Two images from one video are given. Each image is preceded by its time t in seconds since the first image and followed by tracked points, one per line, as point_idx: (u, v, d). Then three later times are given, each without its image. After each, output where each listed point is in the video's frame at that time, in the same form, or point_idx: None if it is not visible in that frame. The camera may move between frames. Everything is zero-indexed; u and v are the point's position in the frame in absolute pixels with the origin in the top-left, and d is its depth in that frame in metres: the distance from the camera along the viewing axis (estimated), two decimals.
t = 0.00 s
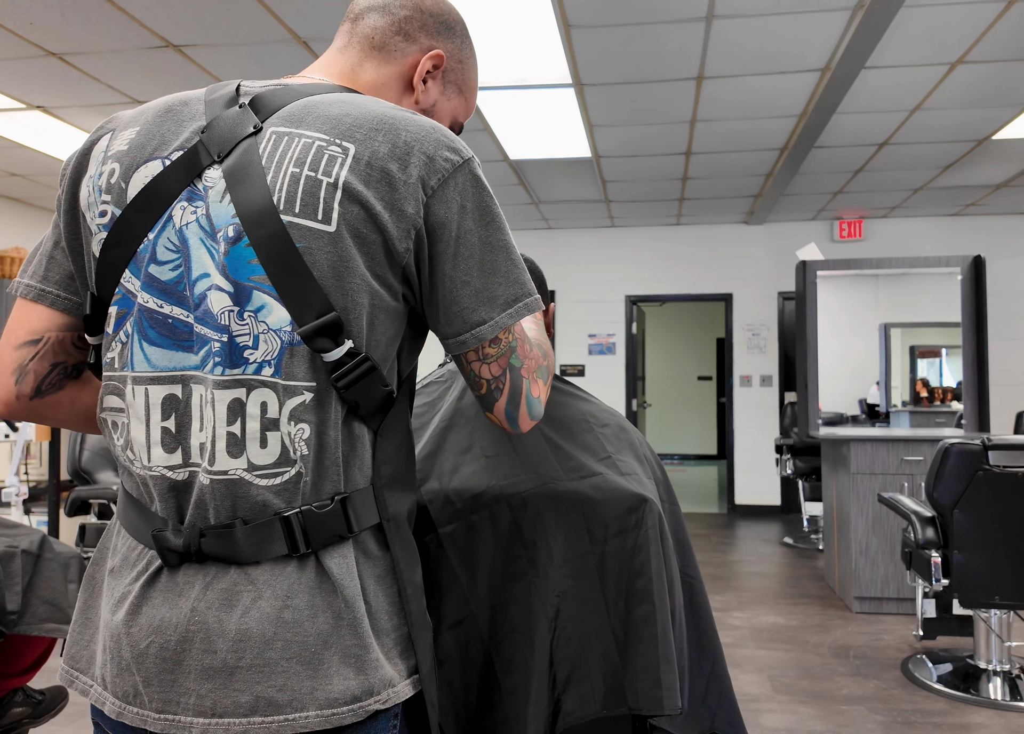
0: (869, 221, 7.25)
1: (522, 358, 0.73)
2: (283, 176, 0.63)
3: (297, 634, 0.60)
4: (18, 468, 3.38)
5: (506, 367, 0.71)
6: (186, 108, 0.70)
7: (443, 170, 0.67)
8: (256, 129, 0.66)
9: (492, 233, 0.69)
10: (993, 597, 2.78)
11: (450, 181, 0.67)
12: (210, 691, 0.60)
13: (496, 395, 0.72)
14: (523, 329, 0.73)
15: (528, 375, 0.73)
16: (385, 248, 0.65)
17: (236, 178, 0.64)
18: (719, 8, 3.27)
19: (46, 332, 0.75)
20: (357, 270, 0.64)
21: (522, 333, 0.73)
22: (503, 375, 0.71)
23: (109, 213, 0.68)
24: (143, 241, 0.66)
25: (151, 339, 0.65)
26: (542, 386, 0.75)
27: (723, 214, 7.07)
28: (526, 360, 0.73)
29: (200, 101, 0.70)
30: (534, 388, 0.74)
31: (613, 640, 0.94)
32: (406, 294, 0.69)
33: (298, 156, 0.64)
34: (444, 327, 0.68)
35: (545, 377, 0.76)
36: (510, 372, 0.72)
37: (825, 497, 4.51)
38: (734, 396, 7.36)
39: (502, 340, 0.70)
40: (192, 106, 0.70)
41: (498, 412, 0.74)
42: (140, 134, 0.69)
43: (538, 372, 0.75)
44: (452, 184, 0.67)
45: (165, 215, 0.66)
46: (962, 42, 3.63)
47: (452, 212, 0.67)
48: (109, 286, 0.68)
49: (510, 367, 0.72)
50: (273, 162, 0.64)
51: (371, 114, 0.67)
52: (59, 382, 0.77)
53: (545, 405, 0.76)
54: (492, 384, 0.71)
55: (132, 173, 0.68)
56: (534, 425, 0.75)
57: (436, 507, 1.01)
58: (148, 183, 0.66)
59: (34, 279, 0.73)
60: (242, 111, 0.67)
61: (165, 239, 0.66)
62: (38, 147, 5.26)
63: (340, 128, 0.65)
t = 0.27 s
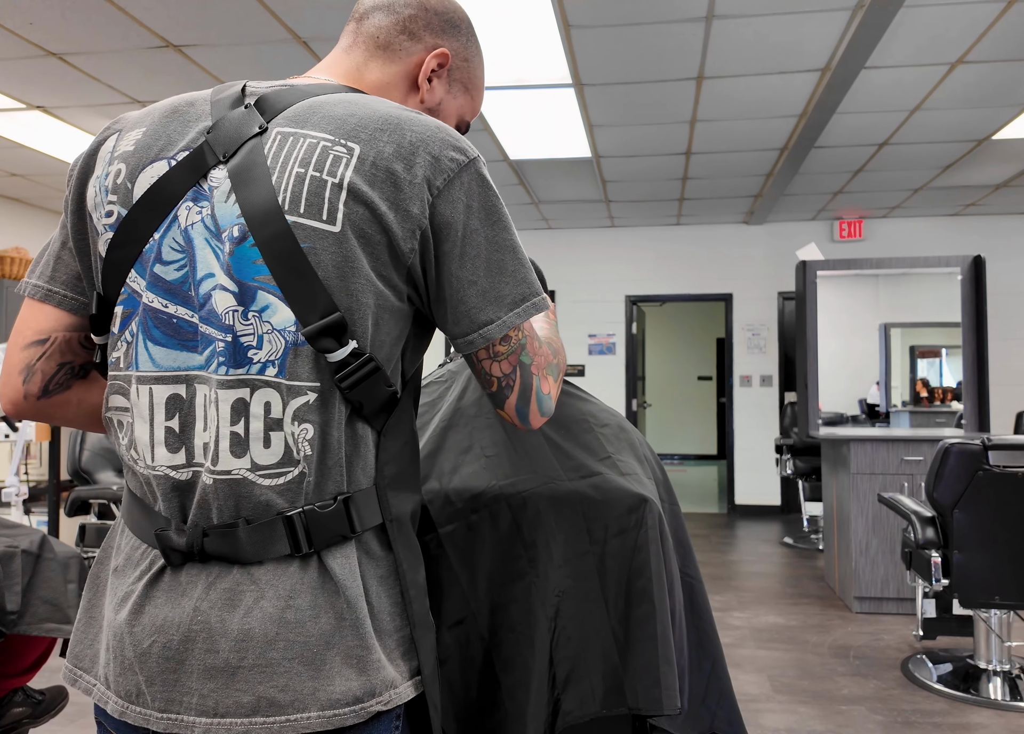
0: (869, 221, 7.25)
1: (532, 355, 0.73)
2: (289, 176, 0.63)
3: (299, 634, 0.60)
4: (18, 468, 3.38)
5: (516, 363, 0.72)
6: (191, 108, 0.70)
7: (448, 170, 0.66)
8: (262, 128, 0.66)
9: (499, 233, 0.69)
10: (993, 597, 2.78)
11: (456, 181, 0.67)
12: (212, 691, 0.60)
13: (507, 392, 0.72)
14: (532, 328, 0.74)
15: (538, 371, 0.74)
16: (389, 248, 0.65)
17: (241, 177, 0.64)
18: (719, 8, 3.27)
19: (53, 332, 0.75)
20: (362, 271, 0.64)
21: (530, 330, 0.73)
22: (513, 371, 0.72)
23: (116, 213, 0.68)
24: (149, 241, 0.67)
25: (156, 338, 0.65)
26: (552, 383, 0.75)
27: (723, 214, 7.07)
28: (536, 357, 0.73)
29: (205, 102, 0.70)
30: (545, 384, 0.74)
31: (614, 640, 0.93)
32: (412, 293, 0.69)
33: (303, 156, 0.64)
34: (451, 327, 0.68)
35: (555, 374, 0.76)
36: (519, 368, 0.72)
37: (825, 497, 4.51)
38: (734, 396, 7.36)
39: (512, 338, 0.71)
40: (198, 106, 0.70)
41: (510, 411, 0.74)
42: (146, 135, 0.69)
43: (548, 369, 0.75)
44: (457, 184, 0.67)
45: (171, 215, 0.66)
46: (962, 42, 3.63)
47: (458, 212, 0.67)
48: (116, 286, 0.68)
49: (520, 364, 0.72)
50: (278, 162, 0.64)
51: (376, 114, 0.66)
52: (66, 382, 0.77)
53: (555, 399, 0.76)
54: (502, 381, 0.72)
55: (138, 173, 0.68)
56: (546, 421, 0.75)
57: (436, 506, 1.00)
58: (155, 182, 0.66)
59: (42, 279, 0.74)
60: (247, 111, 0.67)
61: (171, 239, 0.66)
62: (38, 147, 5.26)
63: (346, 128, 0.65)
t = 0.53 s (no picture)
0: (869, 221, 7.25)
1: (541, 358, 0.73)
2: (299, 177, 0.63)
3: (306, 635, 0.60)
4: (18, 468, 3.38)
5: (526, 366, 0.72)
6: (201, 109, 0.70)
7: (459, 173, 0.66)
8: (272, 129, 0.66)
9: (510, 236, 0.68)
10: (993, 597, 2.78)
11: (466, 183, 0.66)
12: (218, 691, 0.60)
13: (516, 395, 0.72)
14: (542, 331, 0.74)
15: (547, 373, 0.74)
16: (399, 251, 0.65)
17: (252, 178, 0.64)
18: (719, 8, 3.27)
19: (63, 331, 0.75)
20: (371, 272, 0.64)
21: (541, 333, 0.73)
22: (523, 374, 0.72)
23: (125, 212, 0.68)
24: (158, 241, 0.67)
25: (165, 338, 0.66)
26: (562, 385, 0.75)
27: (723, 214, 7.07)
28: (545, 360, 0.73)
29: (217, 102, 0.71)
30: (555, 387, 0.74)
31: (614, 639, 0.93)
32: (421, 296, 0.69)
33: (313, 158, 0.64)
34: (461, 330, 0.68)
35: (565, 375, 0.76)
36: (529, 371, 0.72)
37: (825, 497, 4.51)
38: (734, 396, 7.36)
39: (521, 341, 0.71)
40: (209, 107, 0.70)
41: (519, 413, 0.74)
42: (157, 134, 0.69)
43: (557, 371, 0.75)
44: (468, 186, 0.66)
45: (179, 214, 0.66)
46: (962, 42, 3.63)
47: (469, 215, 0.66)
48: (125, 285, 0.68)
49: (530, 367, 0.72)
50: (289, 163, 0.64)
51: (387, 116, 0.66)
52: (76, 380, 0.78)
53: (565, 404, 0.76)
54: (511, 384, 0.72)
55: (147, 173, 0.68)
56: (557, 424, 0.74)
57: (436, 506, 1.00)
58: (165, 182, 0.66)
59: (52, 278, 0.74)
60: (259, 111, 0.67)
61: (180, 239, 0.66)
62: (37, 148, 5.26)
63: (357, 130, 0.65)
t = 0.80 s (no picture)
0: (869, 221, 7.25)
1: (553, 358, 0.73)
2: (309, 178, 0.63)
3: (308, 635, 0.60)
4: (18, 468, 3.38)
5: (538, 367, 0.72)
6: (211, 109, 0.70)
7: (469, 176, 0.66)
8: (282, 131, 0.66)
9: (520, 239, 0.68)
10: (994, 597, 2.78)
11: (476, 187, 0.66)
12: (220, 690, 0.60)
13: (529, 395, 0.72)
14: (553, 330, 0.73)
15: (559, 373, 0.74)
16: (408, 253, 0.65)
17: (260, 179, 0.64)
18: (719, 8, 3.27)
19: (73, 328, 0.75)
20: (379, 275, 0.64)
21: (552, 334, 0.73)
22: (535, 374, 0.71)
23: (135, 210, 0.68)
24: (167, 240, 0.67)
25: (171, 336, 0.66)
26: (574, 384, 0.75)
27: (723, 214, 7.07)
28: (557, 360, 0.73)
29: (227, 102, 0.71)
30: (567, 386, 0.74)
31: (613, 640, 0.93)
32: (429, 298, 0.68)
33: (323, 160, 0.64)
34: (467, 333, 0.68)
35: (576, 375, 0.76)
36: (541, 372, 0.72)
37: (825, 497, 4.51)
38: (734, 396, 7.36)
39: (533, 342, 0.71)
40: (219, 106, 0.70)
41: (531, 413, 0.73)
42: (168, 133, 0.69)
43: (568, 371, 0.75)
44: (478, 190, 0.66)
45: (188, 214, 0.66)
46: (962, 42, 3.63)
47: (478, 218, 0.66)
48: (134, 284, 0.69)
49: (542, 368, 0.72)
50: (298, 164, 0.64)
51: (397, 118, 0.66)
52: (85, 377, 0.77)
53: (577, 404, 0.76)
54: (524, 385, 0.71)
55: (158, 172, 0.68)
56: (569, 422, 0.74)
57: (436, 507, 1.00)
58: (175, 180, 0.67)
59: (63, 276, 0.74)
60: (269, 112, 0.67)
61: (189, 238, 0.66)
62: (38, 148, 5.26)
63: (367, 132, 0.65)
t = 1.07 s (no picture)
0: (869, 221, 7.24)
1: (564, 360, 0.73)
2: (321, 181, 0.63)
3: (312, 634, 0.60)
4: (18, 468, 3.38)
5: (549, 369, 0.72)
6: (224, 108, 0.70)
7: (481, 182, 0.66)
8: (295, 133, 0.66)
9: (531, 246, 0.68)
10: (993, 597, 2.78)
11: (489, 192, 0.66)
12: (225, 689, 0.60)
13: (540, 396, 0.73)
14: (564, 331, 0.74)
15: (570, 374, 0.74)
16: (419, 258, 0.65)
17: (273, 181, 0.64)
18: (719, 8, 3.27)
19: (84, 324, 0.75)
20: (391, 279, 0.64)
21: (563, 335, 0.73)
22: (546, 377, 0.72)
23: (147, 208, 0.68)
24: (177, 238, 0.67)
25: (180, 335, 0.66)
26: (584, 385, 0.76)
27: (723, 214, 7.07)
28: (567, 362, 0.74)
29: (241, 101, 0.70)
30: (577, 387, 0.75)
31: (613, 640, 0.93)
32: (439, 302, 0.68)
33: (336, 163, 0.64)
34: (478, 336, 0.68)
35: (586, 375, 0.77)
36: (552, 374, 0.72)
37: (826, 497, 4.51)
38: (734, 396, 7.36)
39: (545, 346, 0.71)
40: (232, 106, 0.70)
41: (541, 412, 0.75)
42: (181, 132, 0.69)
43: (578, 372, 0.75)
44: (490, 196, 0.66)
45: (198, 213, 0.66)
46: (962, 42, 3.63)
47: (491, 225, 0.66)
48: (144, 282, 0.69)
49: (553, 370, 0.72)
50: (311, 167, 0.64)
51: (411, 123, 0.66)
52: (95, 373, 0.77)
53: (587, 404, 0.76)
54: (535, 386, 0.72)
55: (170, 170, 0.68)
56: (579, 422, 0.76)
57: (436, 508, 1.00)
58: (186, 179, 0.67)
59: (74, 272, 0.74)
60: (282, 114, 0.67)
61: (200, 237, 0.66)
62: (37, 148, 5.26)
63: (380, 136, 0.65)
